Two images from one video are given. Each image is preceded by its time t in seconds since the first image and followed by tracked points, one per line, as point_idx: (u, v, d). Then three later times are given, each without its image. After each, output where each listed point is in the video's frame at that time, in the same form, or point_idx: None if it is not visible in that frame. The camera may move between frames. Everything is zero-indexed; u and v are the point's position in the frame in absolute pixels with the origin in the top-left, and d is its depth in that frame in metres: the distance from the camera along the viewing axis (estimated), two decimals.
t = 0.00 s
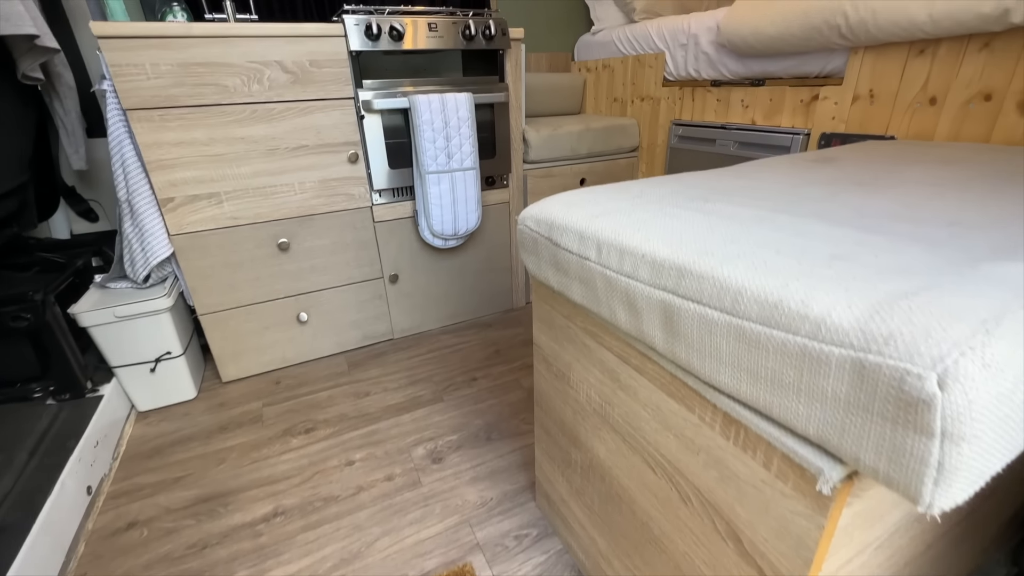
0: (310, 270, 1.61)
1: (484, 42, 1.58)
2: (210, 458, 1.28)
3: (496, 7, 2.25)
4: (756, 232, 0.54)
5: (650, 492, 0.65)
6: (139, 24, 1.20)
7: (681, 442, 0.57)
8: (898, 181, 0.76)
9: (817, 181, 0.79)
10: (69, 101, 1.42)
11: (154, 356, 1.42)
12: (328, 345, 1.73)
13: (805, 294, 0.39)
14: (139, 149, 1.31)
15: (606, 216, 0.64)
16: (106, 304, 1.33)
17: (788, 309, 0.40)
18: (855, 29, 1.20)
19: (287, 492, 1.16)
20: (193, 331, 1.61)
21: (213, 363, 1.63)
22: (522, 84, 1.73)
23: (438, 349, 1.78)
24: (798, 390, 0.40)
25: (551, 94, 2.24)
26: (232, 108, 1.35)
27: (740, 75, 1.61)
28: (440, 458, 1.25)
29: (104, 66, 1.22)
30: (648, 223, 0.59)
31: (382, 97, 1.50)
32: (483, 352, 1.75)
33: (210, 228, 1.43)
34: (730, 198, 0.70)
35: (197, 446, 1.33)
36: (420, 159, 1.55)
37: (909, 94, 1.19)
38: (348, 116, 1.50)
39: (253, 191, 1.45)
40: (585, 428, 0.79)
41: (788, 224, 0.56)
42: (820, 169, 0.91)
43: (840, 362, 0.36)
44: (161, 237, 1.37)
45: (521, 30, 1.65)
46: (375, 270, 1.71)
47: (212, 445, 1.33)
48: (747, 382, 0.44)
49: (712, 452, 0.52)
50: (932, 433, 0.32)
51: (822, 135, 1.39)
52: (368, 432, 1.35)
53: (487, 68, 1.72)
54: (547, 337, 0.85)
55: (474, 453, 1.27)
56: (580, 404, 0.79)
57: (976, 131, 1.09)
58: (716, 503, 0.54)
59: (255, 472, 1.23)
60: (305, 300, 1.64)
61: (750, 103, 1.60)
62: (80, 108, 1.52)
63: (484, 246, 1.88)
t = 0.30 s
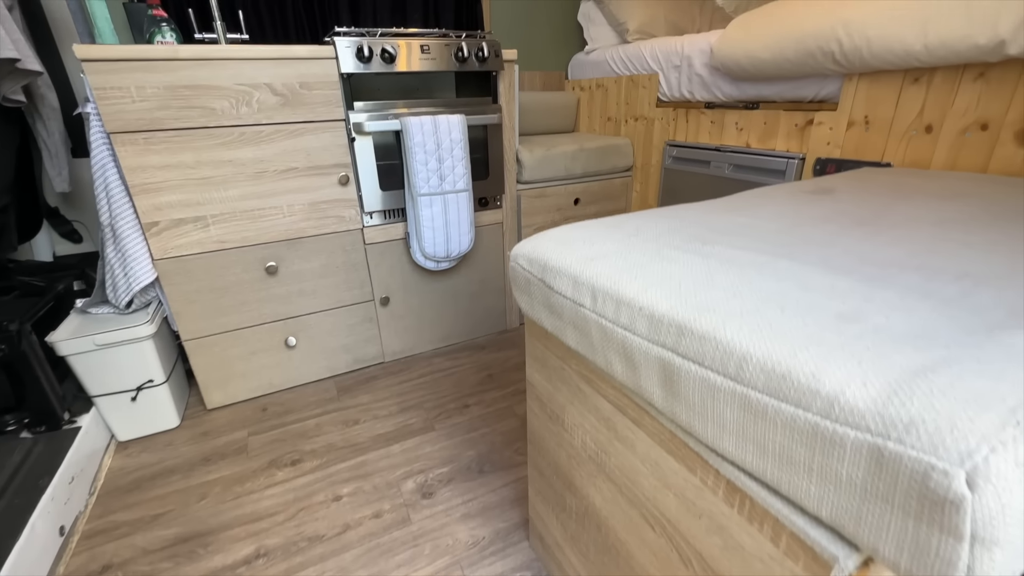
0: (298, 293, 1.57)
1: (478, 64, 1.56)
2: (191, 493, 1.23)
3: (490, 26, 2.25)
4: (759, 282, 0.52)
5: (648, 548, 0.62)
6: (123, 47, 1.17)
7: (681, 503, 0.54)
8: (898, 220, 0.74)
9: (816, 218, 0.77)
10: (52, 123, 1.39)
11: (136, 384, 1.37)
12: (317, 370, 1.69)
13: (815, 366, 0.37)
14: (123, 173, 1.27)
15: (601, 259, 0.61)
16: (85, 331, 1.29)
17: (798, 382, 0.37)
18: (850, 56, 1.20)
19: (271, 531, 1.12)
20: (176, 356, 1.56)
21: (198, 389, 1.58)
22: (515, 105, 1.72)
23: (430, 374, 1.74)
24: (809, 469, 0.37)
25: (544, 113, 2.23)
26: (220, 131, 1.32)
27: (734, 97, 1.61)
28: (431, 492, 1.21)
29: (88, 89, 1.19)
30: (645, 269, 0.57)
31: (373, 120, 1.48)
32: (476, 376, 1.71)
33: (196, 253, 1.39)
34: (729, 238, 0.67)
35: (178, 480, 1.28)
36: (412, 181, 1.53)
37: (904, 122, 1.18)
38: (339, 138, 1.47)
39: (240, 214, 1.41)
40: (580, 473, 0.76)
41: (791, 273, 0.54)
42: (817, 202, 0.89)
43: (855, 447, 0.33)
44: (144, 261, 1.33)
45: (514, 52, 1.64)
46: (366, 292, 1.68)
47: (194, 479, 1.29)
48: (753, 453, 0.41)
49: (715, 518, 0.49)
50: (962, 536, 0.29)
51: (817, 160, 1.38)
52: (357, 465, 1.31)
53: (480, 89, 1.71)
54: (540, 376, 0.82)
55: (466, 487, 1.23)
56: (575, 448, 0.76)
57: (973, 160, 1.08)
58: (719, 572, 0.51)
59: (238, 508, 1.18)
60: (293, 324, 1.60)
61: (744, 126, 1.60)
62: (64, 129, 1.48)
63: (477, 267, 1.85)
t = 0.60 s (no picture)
0: (286, 318, 1.54)
1: (470, 87, 1.56)
2: (170, 530, 1.19)
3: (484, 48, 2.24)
4: (757, 334, 0.50)
5: None
6: (108, 72, 1.15)
7: (679, 565, 0.51)
8: (896, 257, 0.73)
9: (813, 254, 0.76)
10: (34, 146, 1.36)
11: (115, 415, 1.33)
12: (305, 396, 1.65)
13: (820, 440, 0.35)
14: (105, 199, 1.24)
15: (593, 304, 0.59)
16: (63, 361, 1.25)
17: (803, 459, 0.35)
18: (841, 84, 1.20)
19: (253, 571, 1.07)
20: (159, 384, 1.52)
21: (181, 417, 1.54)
22: (508, 128, 1.71)
23: (421, 399, 1.70)
24: (816, 553, 0.35)
25: (537, 133, 2.23)
26: (207, 155, 1.30)
27: (726, 121, 1.61)
28: (420, 528, 1.17)
29: (70, 113, 1.16)
30: (639, 317, 0.55)
31: (364, 143, 1.46)
32: (469, 401, 1.68)
33: (180, 278, 1.36)
34: (724, 278, 0.65)
35: (157, 515, 1.23)
36: (403, 204, 1.51)
37: (896, 150, 1.18)
38: (329, 161, 1.45)
39: (227, 239, 1.39)
40: (573, 519, 0.73)
41: (789, 322, 0.52)
42: (813, 234, 0.88)
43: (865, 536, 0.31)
44: (126, 288, 1.30)
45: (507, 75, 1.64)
46: (356, 316, 1.65)
47: (174, 514, 1.24)
48: (755, 527, 0.39)
49: None
50: None
51: (810, 185, 1.38)
52: (344, 498, 1.27)
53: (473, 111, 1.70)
54: (532, 415, 0.80)
55: (456, 522, 1.19)
56: (568, 493, 0.73)
57: (965, 189, 1.08)
58: None
59: (219, 547, 1.13)
60: (281, 350, 1.56)
61: (737, 150, 1.60)
62: (46, 151, 1.46)
63: (470, 289, 1.83)
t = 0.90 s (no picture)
0: (275, 344, 1.51)
1: (462, 112, 1.56)
2: (150, 568, 1.14)
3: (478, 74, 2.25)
4: (751, 386, 0.48)
5: None
6: (95, 99, 1.13)
7: None
8: (889, 295, 0.72)
9: (806, 291, 0.75)
10: (18, 172, 1.35)
11: (96, 446, 1.29)
12: (294, 422, 1.62)
13: (816, 514, 0.34)
14: (90, 226, 1.22)
15: (584, 349, 0.58)
16: (42, 392, 1.21)
17: (801, 535, 0.34)
18: (830, 113, 1.21)
19: None
20: (142, 412, 1.48)
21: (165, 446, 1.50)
22: (501, 151, 1.71)
23: (413, 425, 1.68)
24: None
25: (530, 153, 2.24)
26: (196, 181, 1.28)
27: (718, 146, 1.62)
28: (410, 564, 1.14)
29: (56, 140, 1.15)
30: (631, 366, 0.53)
31: (356, 168, 1.46)
32: (461, 427, 1.66)
33: (166, 305, 1.34)
34: (717, 320, 0.64)
35: (136, 552, 1.19)
36: (394, 229, 1.50)
37: (885, 178, 1.18)
38: (320, 187, 1.44)
39: (215, 265, 1.37)
40: (566, 565, 0.71)
41: (784, 372, 0.51)
42: (806, 268, 0.87)
43: None
44: (110, 316, 1.28)
45: (499, 100, 1.64)
46: (346, 341, 1.62)
47: (155, 550, 1.20)
48: None
49: None
50: None
51: (801, 212, 1.38)
52: (331, 532, 1.23)
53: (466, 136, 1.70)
54: (523, 455, 0.78)
55: (447, 557, 1.16)
56: (560, 538, 0.71)
57: (955, 219, 1.08)
58: None
59: None
60: (268, 376, 1.53)
61: (728, 174, 1.60)
62: (31, 177, 1.44)
63: (462, 312, 1.82)
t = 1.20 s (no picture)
0: (265, 371, 1.49)
1: (455, 138, 1.57)
2: None
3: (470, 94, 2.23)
4: (743, 440, 0.48)
5: None
6: (84, 128, 1.13)
7: None
8: (879, 333, 0.73)
9: (796, 329, 0.75)
10: (4, 199, 1.33)
11: (77, 480, 1.26)
12: (283, 451, 1.59)
13: None
14: (76, 255, 1.21)
15: (576, 396, 0.57)
16: (23, 426, 1.19)
17: None
18: (817, 144, 1.23)
19: None
20: (126, 443, 1.45)
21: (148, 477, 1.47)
22: (493, 176, 1.72)
23: (404, 452, 1.65)
24: None
25: (522, 175, 2.25)
26: (186, 209, 1.27)
27: (708, 172, 1.63)
28: None
29: (43, 170, 1.14)
30: (624, 416, 0.53)
31: (348, 195, 1.45)
32: (453, 454, 1.63)
33: (153, 333, 1.32)
34: (710, 362, 0.64)
35: None
36: (386, 255, 1.49)
37: (873, 208, 1.20)
38: (312, 213, 1.44)
39: (204, 292, 1.35)
40: None
41: (776, 424, 0.50)
42: (797, 303, 0.88)
43: None
44: (95, 345, 1.26)
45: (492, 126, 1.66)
46: (337, 367, 1.61)
47: None
48: None
49: None
50: None
51: (790, 238, 1.40)
52: (320, 568, 1.20)
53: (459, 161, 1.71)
54: (515, 496, 0.76)
55: None
56: None
57: (942, 250, 1.10)
58: None
59: None
60: (257, 404, 1.51)
61: (719, 200, 1.62)
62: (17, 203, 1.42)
63: (455, 336, 1.81)
